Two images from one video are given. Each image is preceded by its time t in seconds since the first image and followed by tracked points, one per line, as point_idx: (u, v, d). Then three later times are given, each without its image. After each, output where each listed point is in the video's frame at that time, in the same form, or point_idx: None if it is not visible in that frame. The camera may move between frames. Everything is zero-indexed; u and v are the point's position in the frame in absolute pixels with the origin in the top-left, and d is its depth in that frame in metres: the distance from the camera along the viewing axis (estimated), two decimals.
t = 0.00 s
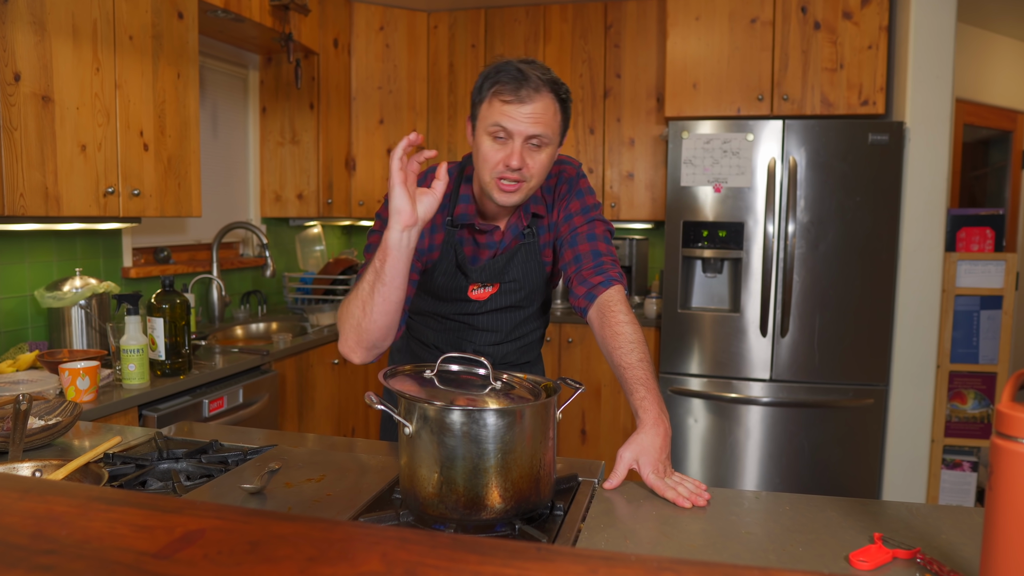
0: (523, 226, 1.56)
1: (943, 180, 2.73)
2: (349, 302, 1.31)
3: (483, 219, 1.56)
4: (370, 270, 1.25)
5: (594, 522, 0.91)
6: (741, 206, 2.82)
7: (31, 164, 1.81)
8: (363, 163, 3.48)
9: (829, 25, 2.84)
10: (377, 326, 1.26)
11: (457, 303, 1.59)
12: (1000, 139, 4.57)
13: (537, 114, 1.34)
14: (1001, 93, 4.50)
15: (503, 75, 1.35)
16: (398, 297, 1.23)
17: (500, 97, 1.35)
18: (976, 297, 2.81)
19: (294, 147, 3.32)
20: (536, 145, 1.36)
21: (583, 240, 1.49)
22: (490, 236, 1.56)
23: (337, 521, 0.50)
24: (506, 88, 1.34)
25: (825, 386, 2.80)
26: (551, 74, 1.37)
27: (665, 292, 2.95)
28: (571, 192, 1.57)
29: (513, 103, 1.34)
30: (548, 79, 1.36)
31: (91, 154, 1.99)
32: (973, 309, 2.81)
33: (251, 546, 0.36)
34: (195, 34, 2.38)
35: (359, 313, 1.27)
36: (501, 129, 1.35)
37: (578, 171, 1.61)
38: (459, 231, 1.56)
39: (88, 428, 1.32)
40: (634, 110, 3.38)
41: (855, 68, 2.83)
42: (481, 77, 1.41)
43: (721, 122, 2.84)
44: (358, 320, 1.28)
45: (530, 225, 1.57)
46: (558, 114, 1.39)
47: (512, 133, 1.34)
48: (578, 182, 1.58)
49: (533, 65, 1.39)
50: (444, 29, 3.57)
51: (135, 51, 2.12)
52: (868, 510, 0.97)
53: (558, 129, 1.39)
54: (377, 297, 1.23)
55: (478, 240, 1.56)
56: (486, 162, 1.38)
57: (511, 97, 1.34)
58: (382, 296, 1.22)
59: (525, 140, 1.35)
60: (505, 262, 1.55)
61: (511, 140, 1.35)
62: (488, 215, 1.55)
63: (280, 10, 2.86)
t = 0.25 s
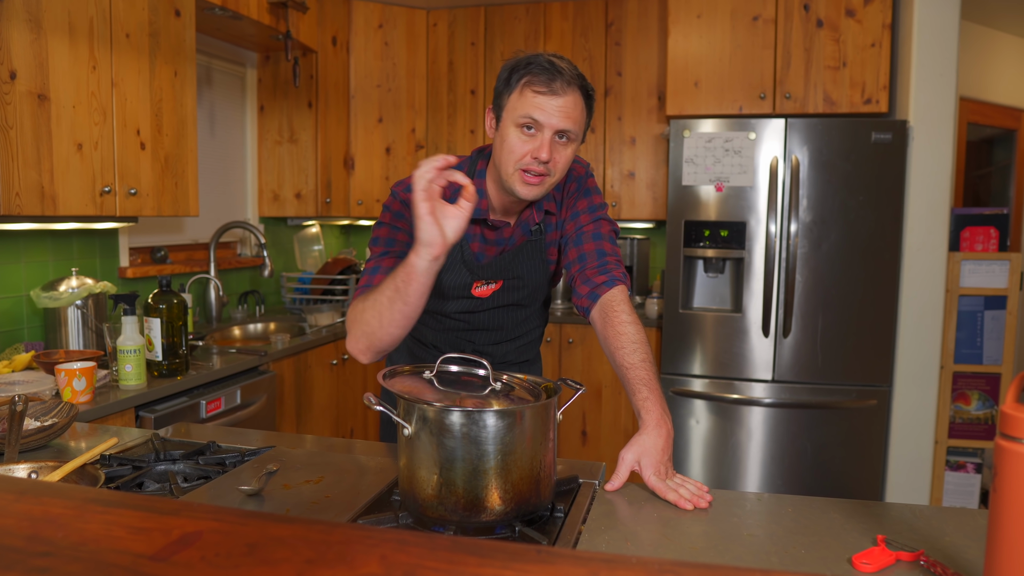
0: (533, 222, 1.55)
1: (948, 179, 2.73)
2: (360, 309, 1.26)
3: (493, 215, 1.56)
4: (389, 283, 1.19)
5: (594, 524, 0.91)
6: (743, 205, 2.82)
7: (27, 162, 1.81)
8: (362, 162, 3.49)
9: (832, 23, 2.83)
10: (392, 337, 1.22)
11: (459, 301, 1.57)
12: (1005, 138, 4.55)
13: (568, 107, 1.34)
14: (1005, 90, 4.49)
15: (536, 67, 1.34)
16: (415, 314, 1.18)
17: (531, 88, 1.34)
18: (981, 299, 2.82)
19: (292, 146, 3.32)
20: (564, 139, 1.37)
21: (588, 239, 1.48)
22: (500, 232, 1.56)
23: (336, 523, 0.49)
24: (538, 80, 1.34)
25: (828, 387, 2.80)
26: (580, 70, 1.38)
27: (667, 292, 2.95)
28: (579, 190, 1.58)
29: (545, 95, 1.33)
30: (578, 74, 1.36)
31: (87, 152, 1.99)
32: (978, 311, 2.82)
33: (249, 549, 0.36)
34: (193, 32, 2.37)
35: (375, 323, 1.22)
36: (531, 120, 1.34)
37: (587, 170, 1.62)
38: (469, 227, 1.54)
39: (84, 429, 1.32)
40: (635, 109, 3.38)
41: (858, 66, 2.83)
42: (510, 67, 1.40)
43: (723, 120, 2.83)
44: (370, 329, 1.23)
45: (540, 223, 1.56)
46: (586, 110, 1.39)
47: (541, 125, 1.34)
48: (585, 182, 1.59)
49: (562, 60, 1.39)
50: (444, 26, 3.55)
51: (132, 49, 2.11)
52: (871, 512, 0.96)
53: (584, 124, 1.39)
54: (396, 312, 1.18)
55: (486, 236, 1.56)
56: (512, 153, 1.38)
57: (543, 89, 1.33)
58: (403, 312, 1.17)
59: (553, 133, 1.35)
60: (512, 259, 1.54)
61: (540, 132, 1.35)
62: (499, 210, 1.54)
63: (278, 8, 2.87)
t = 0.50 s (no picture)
0: (534, 220, 1.55)
1: (950, 178, 2.72)
2: (352, 309, 1.23)
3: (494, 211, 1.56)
4: (384, 291, 1.14)
5: (595, 526, 0.90)
6: (746, 204, 2.81)
7: (22, 161, 1.80)
8: (360, 160, 3.47)
9: (835, 20, 2.82)
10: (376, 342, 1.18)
11: (458, 299, 1.56)
12: (1011, 136, 4.46)
13: (571, 100, 1.34)
14: (1009, 88, 4.47)
15: (539, 60, 1.34)
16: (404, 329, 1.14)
17: (534, 81, 1.34)
18: (984, 297, 2.81)
19: (290, 145, 3.33)
20: (567, 132, 1.36)
21: (590, 238, 1.49)
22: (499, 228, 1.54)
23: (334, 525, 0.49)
24: (541, 73, 1.34)
25: (831, 388, 2.79)
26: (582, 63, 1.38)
27: (668, 292, 2.94)
28: (581, 189, 1.58)
29: (548, 88, 1.33)
30: (580, 67, 1.36)
31: (84, 151, 1.98)
32: (980, 309, 2.81)
33: (247, 551, 0.35)
34: (190, 30, 2.37)
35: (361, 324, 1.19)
36: (533, 114, 1.34)
37: (589, 170, 1.62)
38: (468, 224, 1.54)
39: (81, 430, 1.31)
40: (636, 107, 3.37)
41: (861, 64, 2.82)
42: (511, 61, 1.40)
43: (725, 119, 2.83)
44: (357, 330, 1.21)
45: (541, 220, 1.55)
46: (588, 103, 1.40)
47: (544, 119, 1.34)
48: (587, 181, 1.59)
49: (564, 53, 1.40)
50: (443, 24, 3.55)
51: (128, 46, 2.11)
52: (874, 514, 0.96)
53: (587, 117, 1.39)
54: (384, 323, 1.14)
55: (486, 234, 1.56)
56: (514, 147, 1.38)
57: (546, 82, 1.34)
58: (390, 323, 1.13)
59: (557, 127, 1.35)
60: (512, 256, 1.53)
61: (542, 126, 1.35)
62: (500, 206, 1.54)
63: (276, 5, 2.87)
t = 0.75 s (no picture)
0: (531, 219, 1.56)
1: (954, 176, 2.72)
2: (338, 304, 1.29)
3: (489, 210, 1.56)
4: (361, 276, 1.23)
5: (596, 528, 0.90)
6: (747, 203, 2.81)
7: (17, 160, 1.80)
8: (359, 159, 3.48)
9: (838, 18, 2.82)
10: (367, 329, 1.22)
11: (458, 300, 1.56)
12: (1014, 135, 4.30)
13: (556, 94, 1.35)
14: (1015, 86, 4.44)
15: (520, 58, 1.36)
16: (388, 304, 1.18)
17: (516, 78, 1.36)
18: (989, 297, 2.81)
19: (288, 143, 3.33)
20: (555, 127, 1.37)
21: (586, 237, 1.48)
22: (497, 229, 1.56)
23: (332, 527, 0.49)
24: (522, 70, 1.35)
25: (835, 389, 2.79)
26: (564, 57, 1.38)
27: (669, 291, 2.94)
28: (578, 186, 1.57)
29: (531, 84, 1.34)
30: (563, 61, 1.37)
31: (80, 150, 1.98)
32: (986, 310, 2.81)
33: (245, 553, 0.35)
34: (187, 28, 2.37)
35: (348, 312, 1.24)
36: (519, 111, 1.35)
37: (586, 166, 1.61)
38: (464, 224, 1.55)
39: (77, 431, 1.31)
40: (637, 106, 3.36)
41: (863, 62, 2.81)
42: (492, 62, 1.42)
43: (727, 118, 2.82)
44: (346, 320, 1.25)
45: (538, 218, 1.56)
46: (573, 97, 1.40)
47: (530, 115, 1.35)
48: (584, 177, 1.58)
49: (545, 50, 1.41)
50: (443, 21, 3.54)
51: (125, 45, 2.10)
52: (877, 516, 0.95)
53: (574, 111, 1.40)
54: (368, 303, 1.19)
55: (483, 234, 1.56)
56: (505, 147, 1.38)
57: (528, 78, 1.35)
58: (372, 301, 1.18)
59: (545, 122, 1.36)
60: (511, 257, 1.54)
61: (529, 122, 1.35)
62: (496, 206, 1.55)
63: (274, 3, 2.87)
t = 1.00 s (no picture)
0: (531, 219, 1.55)
1: (958, 175, 2.72)
2: (343, 321, 1.31)
3: (488, 211, 1.55)
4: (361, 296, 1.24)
5: (597, 530, 0.89)
6: (749, 203, 2.80)
7: (14, 159, 1.80)
8: (358, 159, 3.41)
9: (841, 16, 2.81)
10: (373, 346, 1.25)
11: (458, 301, 1.56)
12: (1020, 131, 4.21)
13: (542, 90, 1.34)
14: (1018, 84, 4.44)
15: (501, 59, 1.36)
16: (390, 326, 1.20)
17: (500, 79, 1.35)
18: (993, 298, 2.80)
19: (286, 142, 3.33)
20: (545, 123, 1.36)
21: (589, 237, 1.47)
22: (496, 230, 1.55)
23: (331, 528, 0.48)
24: (506, 70, 1.35)
25: (838, 390, 2.78)
26: (547, 52, 1.38)
27: (671, 292, 2.94)
28: (579, 186, 1.56)
29: (516, 83, 1.34)
30: (546, 56, 1.36)
31: (76, 149, 1.98)
32: (990, 310, 2.80)
33: (242, 556, 0.35)
34: (184, 26, 2.36)
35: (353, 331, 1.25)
36: (507, 111, 1.35)
37: (587, 166, 1.60)
38: (464, 226, 1.54)
39: (73, 433, 1.31)
40: (639, 104, 3.36)
41: (867, 60, 2.81)
42: (476, 66, 1.42)
43: (729, 116, 2.82)
44: (352, 337, 1.28)
45: (538, 219, 1.56)
46: (561, 90, 1.39)
47: (519, 114, 1.34)
48: (586, 178, 1.57)
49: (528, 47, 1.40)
50: (443, 19, 3.55)
51: (121, 43, 2.10)
52: (881, 518, 0.95)
53: (563, 104, 1.39)
54: (371, 326, 1.21)
55: (483, 234, 1.56)
56: (497, 149, 1.37)
57: (512, 78, 1.34)
58: (377, 325, 1.20)
59: (534, 119, 1.35)
60: (511, 257, 1.53)
61: (518, 122, 1.35)
62: (496, 207, 1.55)
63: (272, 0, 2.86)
